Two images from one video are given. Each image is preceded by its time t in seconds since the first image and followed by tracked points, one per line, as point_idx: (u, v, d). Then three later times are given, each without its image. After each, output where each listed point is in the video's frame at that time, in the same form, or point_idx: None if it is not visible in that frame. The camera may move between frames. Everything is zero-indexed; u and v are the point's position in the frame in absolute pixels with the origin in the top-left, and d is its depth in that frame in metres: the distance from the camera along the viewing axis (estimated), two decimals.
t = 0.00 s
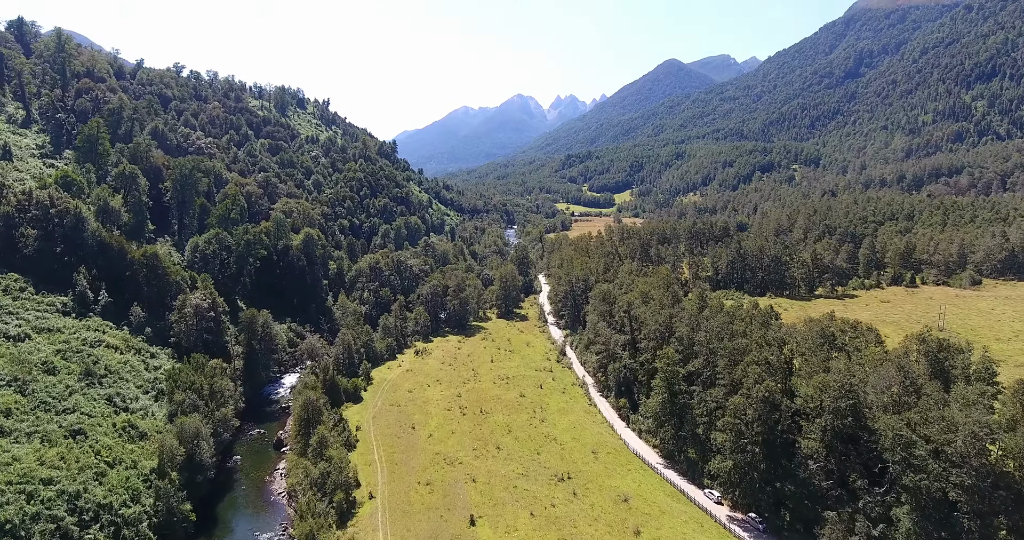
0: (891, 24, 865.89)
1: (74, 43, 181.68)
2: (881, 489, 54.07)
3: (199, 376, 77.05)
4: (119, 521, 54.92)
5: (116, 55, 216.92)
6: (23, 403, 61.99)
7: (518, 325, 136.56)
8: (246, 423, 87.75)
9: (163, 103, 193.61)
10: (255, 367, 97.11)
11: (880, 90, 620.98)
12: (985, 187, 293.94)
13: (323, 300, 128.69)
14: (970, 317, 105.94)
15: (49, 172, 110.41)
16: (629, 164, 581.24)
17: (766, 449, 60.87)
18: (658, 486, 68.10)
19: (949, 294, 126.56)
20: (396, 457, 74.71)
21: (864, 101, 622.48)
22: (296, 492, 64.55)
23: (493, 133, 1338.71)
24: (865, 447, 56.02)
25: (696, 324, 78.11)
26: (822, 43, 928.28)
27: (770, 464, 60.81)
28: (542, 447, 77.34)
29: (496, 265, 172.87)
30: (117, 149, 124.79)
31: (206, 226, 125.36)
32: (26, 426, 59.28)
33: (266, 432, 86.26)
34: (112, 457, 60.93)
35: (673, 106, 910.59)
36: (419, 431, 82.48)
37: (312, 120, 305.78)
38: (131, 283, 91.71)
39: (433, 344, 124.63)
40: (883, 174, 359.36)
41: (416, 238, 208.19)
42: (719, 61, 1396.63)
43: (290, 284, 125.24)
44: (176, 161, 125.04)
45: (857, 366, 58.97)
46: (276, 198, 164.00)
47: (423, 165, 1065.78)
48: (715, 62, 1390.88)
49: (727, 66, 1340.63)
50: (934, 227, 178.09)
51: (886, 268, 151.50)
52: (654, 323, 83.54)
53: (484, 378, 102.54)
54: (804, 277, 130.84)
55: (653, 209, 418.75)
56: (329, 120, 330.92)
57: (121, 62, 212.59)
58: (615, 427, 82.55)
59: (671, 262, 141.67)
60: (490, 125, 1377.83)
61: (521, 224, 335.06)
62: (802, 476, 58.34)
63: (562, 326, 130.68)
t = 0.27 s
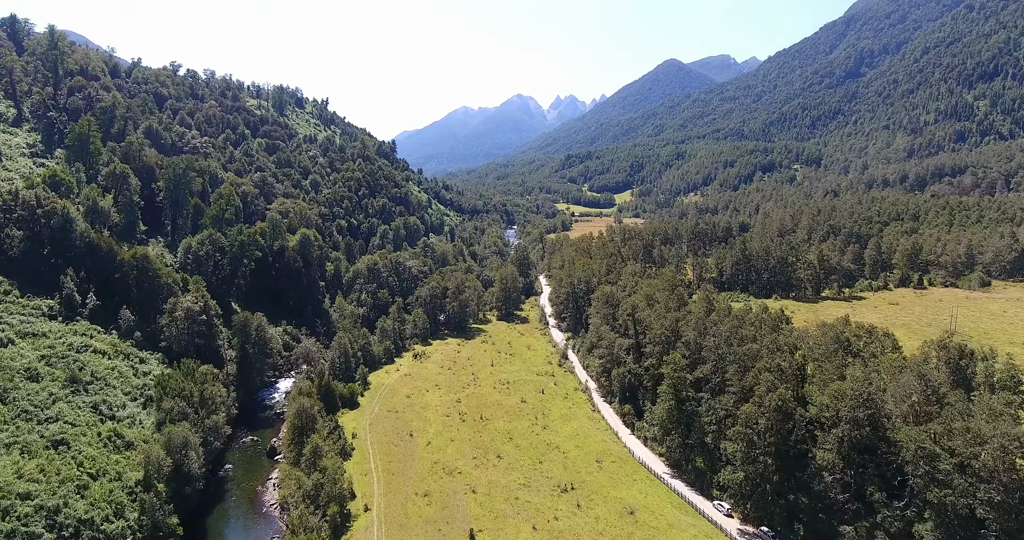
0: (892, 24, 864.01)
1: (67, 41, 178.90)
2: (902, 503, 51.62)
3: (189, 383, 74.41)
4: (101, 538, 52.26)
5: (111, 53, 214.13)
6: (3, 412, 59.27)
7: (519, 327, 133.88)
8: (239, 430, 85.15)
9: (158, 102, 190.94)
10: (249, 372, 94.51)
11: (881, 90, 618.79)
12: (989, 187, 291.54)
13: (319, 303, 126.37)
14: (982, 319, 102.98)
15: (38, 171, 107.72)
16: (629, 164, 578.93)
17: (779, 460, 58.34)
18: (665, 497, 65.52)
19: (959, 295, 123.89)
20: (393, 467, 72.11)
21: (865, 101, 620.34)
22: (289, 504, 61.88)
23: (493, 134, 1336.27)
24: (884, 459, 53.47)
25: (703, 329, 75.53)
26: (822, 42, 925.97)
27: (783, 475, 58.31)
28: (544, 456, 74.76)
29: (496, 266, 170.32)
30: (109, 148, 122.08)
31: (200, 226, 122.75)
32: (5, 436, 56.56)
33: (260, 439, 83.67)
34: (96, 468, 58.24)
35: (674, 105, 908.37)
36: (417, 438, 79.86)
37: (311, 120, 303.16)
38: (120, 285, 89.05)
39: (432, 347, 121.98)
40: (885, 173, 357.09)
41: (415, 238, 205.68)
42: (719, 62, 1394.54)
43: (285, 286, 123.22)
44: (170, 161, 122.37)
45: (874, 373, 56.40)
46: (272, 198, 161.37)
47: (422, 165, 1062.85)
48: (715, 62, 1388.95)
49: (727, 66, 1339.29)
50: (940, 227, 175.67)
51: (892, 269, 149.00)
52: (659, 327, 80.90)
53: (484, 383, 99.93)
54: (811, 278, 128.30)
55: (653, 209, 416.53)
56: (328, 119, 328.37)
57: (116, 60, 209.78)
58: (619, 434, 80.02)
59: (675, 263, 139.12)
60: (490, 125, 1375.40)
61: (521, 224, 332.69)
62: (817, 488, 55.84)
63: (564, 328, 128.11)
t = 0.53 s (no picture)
0: (892, 24, 862.08)
1: (59, 38, 175.71)
2: (927, 522, 48.67)
3: (177, 391, 71.32)
4: None
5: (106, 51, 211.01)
6: None
7: (520, 331, 130.86)
8: (229, 439, 81.94)
9: (153, 101, 187.87)
10: (240, 378, 91.32)
11: (882, 90, 616.25)
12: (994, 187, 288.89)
13: (315, 306, 123.63)
14: (998, 323, 99.62)
15: (24, 170, 104.52)
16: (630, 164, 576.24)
17: (796, 474, 55.33)
18: (673, 511, 62.40)
19: (971, 298, 120.72)
20: (389, 479, 68.98)
21: (866, 100, 617.71)
22: (278, 522, 58.60)
23: (492, 134, 1333.64)
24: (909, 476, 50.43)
25: (712, 334, 72.41)
26: (823, 42, 923.45)
27: (799, 491, 55.33)
28: (547, 467, 71.64)
29: (496, 267, 167.29)
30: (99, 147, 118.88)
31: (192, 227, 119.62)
32: None
33: (251, 448, 80.45)
34: (74, 485, 55.11)
35: (674, 105, 905.70)
36: (414, 448, 76.73)
37: (309, 119, 300.09)
38: (107, 289, 85.91)
39: (430, 352, 118.85)
40: (888, 173, 354.30)
41: (414, 239, 202.59)
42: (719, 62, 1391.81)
43: (279, 289, 120.51)
44: (161, 160, 119.15)
45: (898, 384, 53.31)
46: (268, 199, 158.29)
47: (422, 165, 1059.53)
48: (715, 62, 1386.40)
49: (727, 66, 1337.30)
50: (947, 228, 172.79)
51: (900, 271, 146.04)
52: (666, 332, 77.81)
53: (485, 389, 96.89)
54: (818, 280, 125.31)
55: (654, 209, 413.80)
56: (326, 119, 325.35)
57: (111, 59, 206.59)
58: (625, 444, 77.02)
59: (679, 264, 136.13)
60: (489, 125, 1372.55)
61: (521, 224, 329.70)
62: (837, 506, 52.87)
63: (566, 332, 125.04)
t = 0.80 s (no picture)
0: (893, 23, 859.92)
1: (52, 35, 172.70)
2: None
3: (164, 399, 68.50)
4: None
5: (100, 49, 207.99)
6: None
7: (521, 334, 128.13)
8: (221, 447, 79.09)
9: (148, 99, 185.04)
10: (232, 384, 88.43)
11: (883, 90, 613.83)
12: (998, 187, 286.37)
13: (311, 309, 121.16)
14: (1011, 327, 96.95)
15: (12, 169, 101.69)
16: (630, 164, 573.97)
17: (813, 489, 52.70)
18: (682, 526, 59.59)
19: (981, 300, 118.06)
20: (386, 491, 66.22)
21: (867, 100, 615.16)
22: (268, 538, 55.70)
23: (492, 134, 1331.19)
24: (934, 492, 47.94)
25: (721, 340, 69.70)
26: (823, 42, 921.00)
27: (817, 506, 52.70)
28: (550, 478, 68.88)
29: (496, 269, 164.54)
30: (90, 145, 116.03)
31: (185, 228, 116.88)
32: None
33: (243, 457, 77.66)
34: (52, 500, 52.22)
35: (674, 105, 903.12)
36: (412, 458, 74.00)
37: (307, 119, 297.28)
38: (94, 292, 83.12)
39: (429, 355, 116.13)
40: (891, 174, 351.78)
41: (413, 240, 199.98)
42: (719, 62, 1389.26)
43: (274, 291, 117.79)
44: (153, 159, 116.27)
45: (920, 394, 50.56)
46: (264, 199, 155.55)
47: (422, 165, 1056.32)
48: (716, 62, 1383.69)
49: (727, 66, 1335.22)
50: (954, 229, 170.12)
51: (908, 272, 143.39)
52: (673, 337, 75.05)
53: (484, 394, 94.14)
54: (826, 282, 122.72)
55: (655, 210, 411.37)
56: (325, 118, 322.60)
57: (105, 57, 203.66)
58: (630, 453, 74.29)
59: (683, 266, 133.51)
60: (489, 125, 1370.24)
61: (521, 225, 327.16)
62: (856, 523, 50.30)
63: (567, 335, 122.35)
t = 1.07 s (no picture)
0: (893, 23, 857.99)
1: (44, 33, 169.82)
2: None
3: (151, 408, 65.65)
4: None
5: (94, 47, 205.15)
6: None
7: (521, 337, 125.39)
8: (211, 457, 76.20)
9: (142, 98, 182.23)
10: (224, 391, 85.64)
11: (884, 90, 611.33)
12: (1002, 187, 283.82)
13: (307, 312, 118.53)
14: None
15: None
16: (630, 164, 571.66)
17: (832, 506, 49.90)
18: None
19: (993, 303, 115.41)
20: (382, 504, 63.41)
21: (869, 100, 612.73)
22: None
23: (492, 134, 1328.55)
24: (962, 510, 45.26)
25: (731, 346, 66.93)
26: (824, 41, 918.60)
27: (836, 524, 49.94)
28: (554, 489, 66.02)
29: (496, 270, 161.78)
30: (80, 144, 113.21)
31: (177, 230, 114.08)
32: None
33: (234, 467, 74.80)
34: (28, 517, 49.32)
35: (674, 105, 900.73)
36: (409, 468, 71.21)
37: (305, 118, 294.30)
38: (81, 296, 80.33)
39: (428, 360, 113.29)
40: (893, 173, 349.24)
41: (412, 241, 197.31)
42: (719, 62, 1386.73)
43: (269, 293, 115.00)
44: (144, 158, 113.36)
45: (946, 405, 47.80)
46: (260, 199, 152.80)
47: (421, 165, 1053.41)
48: (715, 62, 1383.18)
49: (727, 66, 1333.36)
50: (962, 229, 167.44)
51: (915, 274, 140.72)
52: (680, 343, 72.30)
53: (484, 401, 91.37)
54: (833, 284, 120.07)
55: (655, 210, 408.77)
56: (323, 118, 319.67)
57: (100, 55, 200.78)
58: (636, 463, 71.50)
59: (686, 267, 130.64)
60: (489, 125, 1367.79)
61: (521, 225, 324.48)
62: None
63: (569, 338, 119.59)
